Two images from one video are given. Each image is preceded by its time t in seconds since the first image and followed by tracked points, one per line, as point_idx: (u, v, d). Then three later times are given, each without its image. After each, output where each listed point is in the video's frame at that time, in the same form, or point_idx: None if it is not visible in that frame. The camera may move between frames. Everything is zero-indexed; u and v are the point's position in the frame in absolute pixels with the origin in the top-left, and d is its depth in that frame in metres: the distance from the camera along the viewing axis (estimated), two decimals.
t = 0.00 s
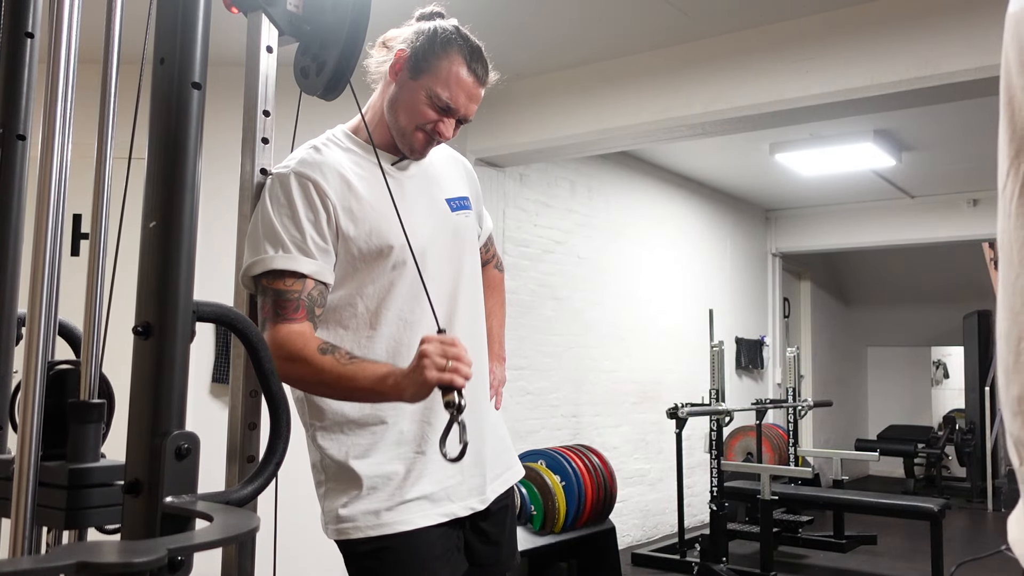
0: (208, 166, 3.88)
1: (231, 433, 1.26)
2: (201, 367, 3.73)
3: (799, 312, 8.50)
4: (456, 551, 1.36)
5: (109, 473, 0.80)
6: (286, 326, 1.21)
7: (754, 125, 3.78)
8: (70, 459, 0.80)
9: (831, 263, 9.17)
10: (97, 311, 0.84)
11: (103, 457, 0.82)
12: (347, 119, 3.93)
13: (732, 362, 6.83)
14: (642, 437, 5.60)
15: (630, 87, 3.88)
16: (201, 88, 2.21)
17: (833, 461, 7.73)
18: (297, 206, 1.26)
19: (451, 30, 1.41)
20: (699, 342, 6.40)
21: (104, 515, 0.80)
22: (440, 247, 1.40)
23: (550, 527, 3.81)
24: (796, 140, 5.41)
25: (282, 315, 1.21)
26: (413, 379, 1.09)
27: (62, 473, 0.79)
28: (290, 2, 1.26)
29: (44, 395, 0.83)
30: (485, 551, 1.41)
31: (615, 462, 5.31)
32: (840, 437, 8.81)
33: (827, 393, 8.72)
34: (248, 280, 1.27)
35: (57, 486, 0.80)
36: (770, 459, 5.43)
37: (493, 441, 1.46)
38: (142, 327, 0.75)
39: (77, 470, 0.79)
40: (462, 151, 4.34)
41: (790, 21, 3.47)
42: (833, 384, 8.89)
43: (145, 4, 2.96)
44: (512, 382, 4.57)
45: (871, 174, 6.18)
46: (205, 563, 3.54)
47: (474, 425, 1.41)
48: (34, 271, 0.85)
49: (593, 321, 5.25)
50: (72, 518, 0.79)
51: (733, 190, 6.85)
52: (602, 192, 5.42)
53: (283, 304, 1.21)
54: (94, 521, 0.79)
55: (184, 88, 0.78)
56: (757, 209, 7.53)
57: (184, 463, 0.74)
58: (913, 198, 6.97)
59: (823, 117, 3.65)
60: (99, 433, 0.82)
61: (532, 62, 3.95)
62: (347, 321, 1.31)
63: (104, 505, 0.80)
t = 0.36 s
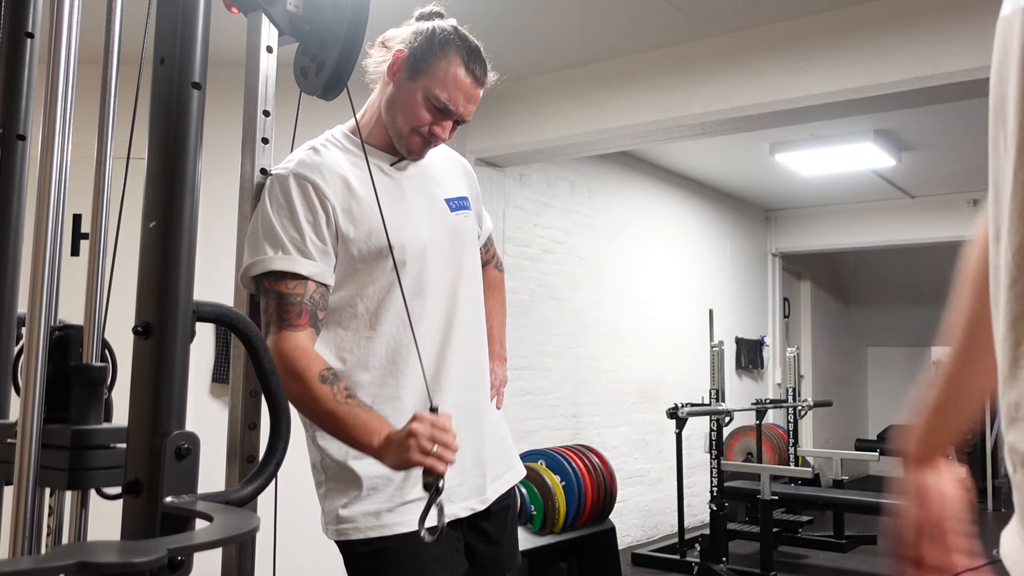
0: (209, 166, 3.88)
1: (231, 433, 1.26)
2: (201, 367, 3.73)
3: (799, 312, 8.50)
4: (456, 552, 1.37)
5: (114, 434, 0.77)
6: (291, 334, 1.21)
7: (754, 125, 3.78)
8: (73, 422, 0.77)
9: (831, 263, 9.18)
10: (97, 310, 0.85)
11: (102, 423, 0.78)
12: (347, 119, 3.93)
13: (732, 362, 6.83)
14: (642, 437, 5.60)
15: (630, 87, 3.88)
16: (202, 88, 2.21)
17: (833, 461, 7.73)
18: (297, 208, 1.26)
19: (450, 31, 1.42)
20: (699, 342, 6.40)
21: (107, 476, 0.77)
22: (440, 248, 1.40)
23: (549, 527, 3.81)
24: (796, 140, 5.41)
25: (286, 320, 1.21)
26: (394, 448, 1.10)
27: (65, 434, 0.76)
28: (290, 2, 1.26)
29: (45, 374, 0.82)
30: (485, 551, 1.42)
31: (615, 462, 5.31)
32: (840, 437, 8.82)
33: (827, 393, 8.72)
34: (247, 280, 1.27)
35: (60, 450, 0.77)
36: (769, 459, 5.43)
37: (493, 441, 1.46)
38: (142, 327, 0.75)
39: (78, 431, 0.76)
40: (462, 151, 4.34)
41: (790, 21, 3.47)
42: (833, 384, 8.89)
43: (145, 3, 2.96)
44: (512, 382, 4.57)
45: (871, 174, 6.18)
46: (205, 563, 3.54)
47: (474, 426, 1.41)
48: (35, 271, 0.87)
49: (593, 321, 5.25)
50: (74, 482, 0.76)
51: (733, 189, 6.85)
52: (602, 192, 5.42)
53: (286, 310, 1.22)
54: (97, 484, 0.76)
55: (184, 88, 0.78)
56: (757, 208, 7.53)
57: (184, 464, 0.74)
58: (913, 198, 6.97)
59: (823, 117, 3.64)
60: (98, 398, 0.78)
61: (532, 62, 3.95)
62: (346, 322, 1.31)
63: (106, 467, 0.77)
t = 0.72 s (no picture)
0: (209, 166, 3.88)
1: (232, 433, 1.27)
2: (201, 366, 3.73)
3: (799, 312, 8.50)
4: (459, 552, 1.37)
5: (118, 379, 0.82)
6: (302, 345, 1.23)
7: (755, 125, 3.78)
8: (77, 364, 0.84)
9: (831, 263, 9.18)
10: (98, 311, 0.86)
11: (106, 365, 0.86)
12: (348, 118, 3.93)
13: (732, 362, 6.83)
14: (642, 437, 5.60)
15: (631, 87, 3.88)
16: (202, 89, 2.21)
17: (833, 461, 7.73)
18: (299, 210, 1.27)
19: (443, 27, 1.39)
20: (699, 342, 6.40)
21: (107, 419, 0.82)
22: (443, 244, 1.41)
23: (549, 527, 3.81)
24: (797, 140, 5.41)
25: (297, 329, 1.23)
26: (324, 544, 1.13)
27: (70, 375, 0.82)
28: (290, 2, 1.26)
29: (51, 318, 0.86)
30: (486, 551, 1.42)
31: (615, 462, 5.31)
32: (840, 437, 8.82)
33: (827, 393, 8.72)
34: (253, 285, 1.27)
35: (65, 391, 0.82)
36: (770, 459, 5.43)
37: (496, 440, 1.46)
38: (141, 327, 0.75)
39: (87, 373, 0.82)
40: (462, 151, 4.33)
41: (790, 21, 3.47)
42: (833, 384, 8.89)
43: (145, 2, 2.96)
44: (512, 382, 4.57)
45: (871, 174, 6.18)
46: (205, 562, 3.54)
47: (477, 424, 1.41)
48: (35, 271, 0.87)
49: (594, 321, 5.25)
50: (77, 422, 0.81)
51: (733, 189, 6.85)
52: (602, 192, 5.42)
53: (297, 317, 1.24)
54: (97, 426, 0.82)
55: (184, 88, 0.78)
56: (757, 208, 7.53)
57: (183, 464, 0.75)
58: (913, 198, 6.97)
59: (824, 117, 3.64)
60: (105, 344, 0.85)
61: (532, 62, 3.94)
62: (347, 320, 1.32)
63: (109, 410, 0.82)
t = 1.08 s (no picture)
0: (209, 168, 3.88)
1: (232, 433, 1.26)
2: (201, 367, 3.73)
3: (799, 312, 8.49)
4: (461, 552, 1.37)
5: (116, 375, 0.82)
6: (297, 352, 1.23)
7: (755, 125, 3.78)
8: (77, 360, 0.84)
9: (831, 263, 9.17)
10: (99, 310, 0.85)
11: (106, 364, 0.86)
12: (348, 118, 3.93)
13: (732, 362, 6.83)
14: (642, 437, 5.60)
15: (631, 87, 3.88)
16: (202, 88, 2.21)
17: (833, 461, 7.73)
18: (297, 216, 1.26)
19: (438, 26, 1.40)
20: (699, 342, 6.40)
21: (106, 417, 0.82)
22: (444, 244, 1.41)
23: (549, 527, 3.81)
24: (797, 140, 5.41)
25: (292, 336, 1.23)
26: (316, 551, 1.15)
27: (70, 373, 0.82)
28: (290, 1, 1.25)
29: (50, 317, 0.86)
30: (488, 551, 1.41)
31: (614, 462, 5.30)
32: (840, 437, 8.82)
33: (827, 393, 8.71)
34: (254, 290, 1.27)
35: (65, 389, 0.82)
36: (770, 459, 5.43)
37: (499, 440, 1.46)
38: (141, 327, 0.75)
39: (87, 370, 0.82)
40: (461, 151, 4.33)
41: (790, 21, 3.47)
42: (833, 384, 8.89)
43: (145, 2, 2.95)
44: (512, 382, 4.57)
45: (871, 174, 6.19)
46: (205, 562, 3.54)
47: (478, 424, 1.41)
48: (35, 271, 0.86)
49: (594, 321, 5.25)
50: (77, 419, 0.81)
51: (733, 189, 6.85)
52: (602, 192, 5.42)
53: (293, 323, 1.24)
54: (98, 423, 0.82)
55: (184, 88, 0.78)
56: (757, 208, 7.52)
57: (183, 464, 0.75)
58: (913, 198, 6.97)
59: (823, 117, 3.64)
60: (105, 341, 0.86)
61: (532, 61, 3.94)
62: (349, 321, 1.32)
63: (109, 407, 0.82)
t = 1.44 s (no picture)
0: (209, 168, 3.88)
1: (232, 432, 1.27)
2: (201, 367, 3.73)
3: (799, 312, 8.49)
4: (459, 554, 1.37)
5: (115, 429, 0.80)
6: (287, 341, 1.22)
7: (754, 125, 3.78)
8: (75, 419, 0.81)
9: (831, 263, 9.17)
10: (97, 311, 0.86)
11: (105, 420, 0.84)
12: (347, 118, 3.93)
13: (732, 362, 6.83)
14: (642, 437, 5.60)
15: (631, 86, 3.88)
16: (203, 88, 2.21)
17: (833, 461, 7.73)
18: (290, 216, 1.27)
19: (438, 21, 1.45)
20: (699, 342, 6.40)
21: (107, 475, 0.80)
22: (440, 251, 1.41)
23: (549, 527, 3.81)
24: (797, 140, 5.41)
25: (282, 328, 1.22)
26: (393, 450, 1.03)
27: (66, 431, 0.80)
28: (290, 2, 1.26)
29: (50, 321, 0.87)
30: (486, 552, 1.42)
31: (614, 462, 5.30)
32: (840, 437, 8.81)
33: (827, 392, 8.71)
34: (249, 289, 1.29)
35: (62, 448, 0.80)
36: (770, 459, 5.43)
37: (494, 446, 1.46)
38: (142, 327, 0.75)
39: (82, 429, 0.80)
40: (462, 151, 4.33)
41: (791, 21, 3.47)
42: (833, 383, 8.89)
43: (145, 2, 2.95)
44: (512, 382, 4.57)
45: (871, 174, 6.19)
46: (206, 561, 3.55)
47: (475, 430, 1.41)
48: (35, 272, 0.88)
49: (594, 320, 5.25)
50: (76, 480, 0.79)
51: (733, 189, 6.85)
52: (602, 192, 5.42)
53: (282, 316, 1.22)
54: (98, 482, 0.80)
55: (184, 88, 0.78)
56: (757, 208, 7.52)
57: (183, 464, 0.75)
58: (913, 198, 6.98)
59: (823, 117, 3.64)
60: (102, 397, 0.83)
61: (533, 62, 3.94)
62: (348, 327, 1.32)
63: (108, 466, 0.80)
